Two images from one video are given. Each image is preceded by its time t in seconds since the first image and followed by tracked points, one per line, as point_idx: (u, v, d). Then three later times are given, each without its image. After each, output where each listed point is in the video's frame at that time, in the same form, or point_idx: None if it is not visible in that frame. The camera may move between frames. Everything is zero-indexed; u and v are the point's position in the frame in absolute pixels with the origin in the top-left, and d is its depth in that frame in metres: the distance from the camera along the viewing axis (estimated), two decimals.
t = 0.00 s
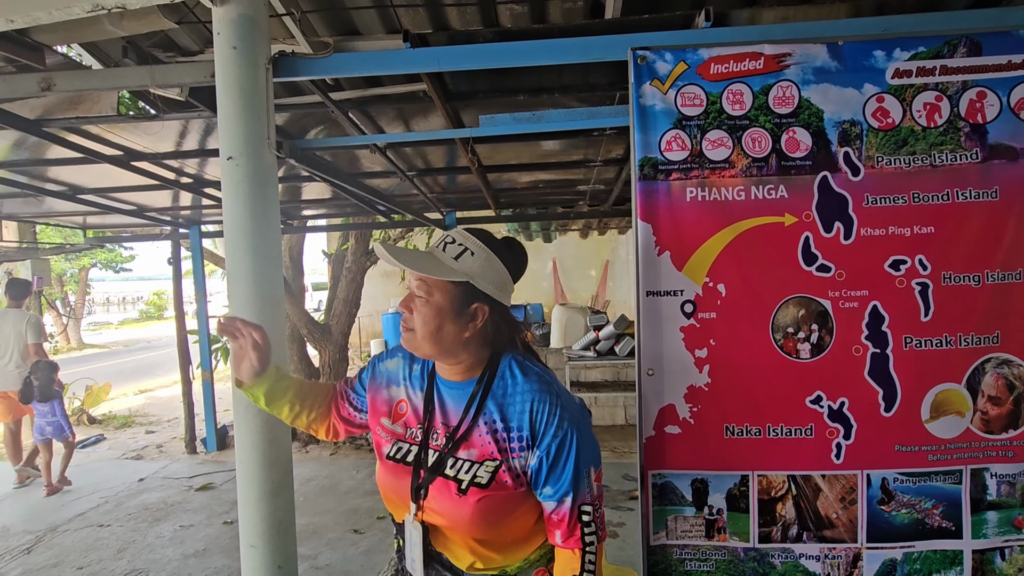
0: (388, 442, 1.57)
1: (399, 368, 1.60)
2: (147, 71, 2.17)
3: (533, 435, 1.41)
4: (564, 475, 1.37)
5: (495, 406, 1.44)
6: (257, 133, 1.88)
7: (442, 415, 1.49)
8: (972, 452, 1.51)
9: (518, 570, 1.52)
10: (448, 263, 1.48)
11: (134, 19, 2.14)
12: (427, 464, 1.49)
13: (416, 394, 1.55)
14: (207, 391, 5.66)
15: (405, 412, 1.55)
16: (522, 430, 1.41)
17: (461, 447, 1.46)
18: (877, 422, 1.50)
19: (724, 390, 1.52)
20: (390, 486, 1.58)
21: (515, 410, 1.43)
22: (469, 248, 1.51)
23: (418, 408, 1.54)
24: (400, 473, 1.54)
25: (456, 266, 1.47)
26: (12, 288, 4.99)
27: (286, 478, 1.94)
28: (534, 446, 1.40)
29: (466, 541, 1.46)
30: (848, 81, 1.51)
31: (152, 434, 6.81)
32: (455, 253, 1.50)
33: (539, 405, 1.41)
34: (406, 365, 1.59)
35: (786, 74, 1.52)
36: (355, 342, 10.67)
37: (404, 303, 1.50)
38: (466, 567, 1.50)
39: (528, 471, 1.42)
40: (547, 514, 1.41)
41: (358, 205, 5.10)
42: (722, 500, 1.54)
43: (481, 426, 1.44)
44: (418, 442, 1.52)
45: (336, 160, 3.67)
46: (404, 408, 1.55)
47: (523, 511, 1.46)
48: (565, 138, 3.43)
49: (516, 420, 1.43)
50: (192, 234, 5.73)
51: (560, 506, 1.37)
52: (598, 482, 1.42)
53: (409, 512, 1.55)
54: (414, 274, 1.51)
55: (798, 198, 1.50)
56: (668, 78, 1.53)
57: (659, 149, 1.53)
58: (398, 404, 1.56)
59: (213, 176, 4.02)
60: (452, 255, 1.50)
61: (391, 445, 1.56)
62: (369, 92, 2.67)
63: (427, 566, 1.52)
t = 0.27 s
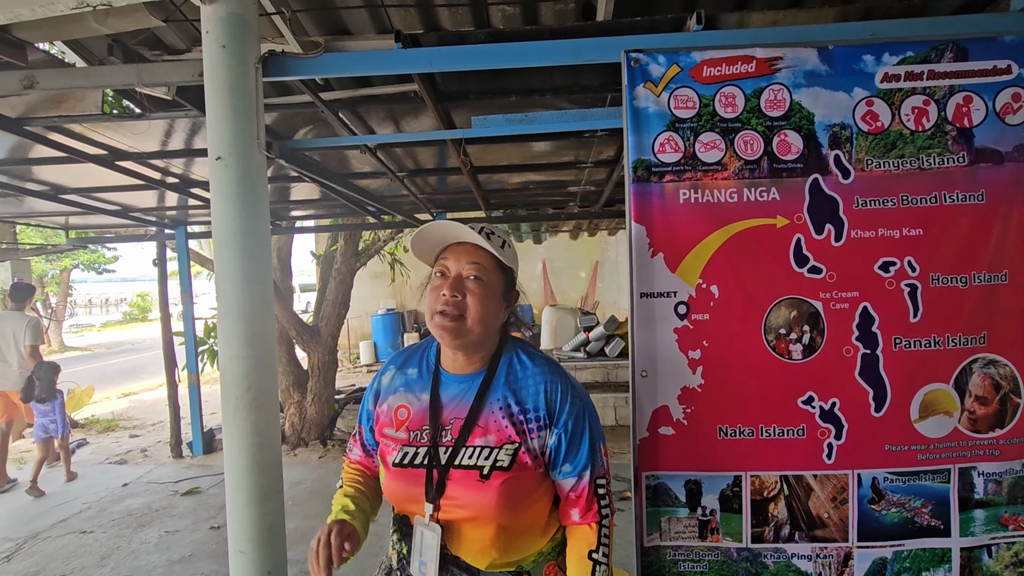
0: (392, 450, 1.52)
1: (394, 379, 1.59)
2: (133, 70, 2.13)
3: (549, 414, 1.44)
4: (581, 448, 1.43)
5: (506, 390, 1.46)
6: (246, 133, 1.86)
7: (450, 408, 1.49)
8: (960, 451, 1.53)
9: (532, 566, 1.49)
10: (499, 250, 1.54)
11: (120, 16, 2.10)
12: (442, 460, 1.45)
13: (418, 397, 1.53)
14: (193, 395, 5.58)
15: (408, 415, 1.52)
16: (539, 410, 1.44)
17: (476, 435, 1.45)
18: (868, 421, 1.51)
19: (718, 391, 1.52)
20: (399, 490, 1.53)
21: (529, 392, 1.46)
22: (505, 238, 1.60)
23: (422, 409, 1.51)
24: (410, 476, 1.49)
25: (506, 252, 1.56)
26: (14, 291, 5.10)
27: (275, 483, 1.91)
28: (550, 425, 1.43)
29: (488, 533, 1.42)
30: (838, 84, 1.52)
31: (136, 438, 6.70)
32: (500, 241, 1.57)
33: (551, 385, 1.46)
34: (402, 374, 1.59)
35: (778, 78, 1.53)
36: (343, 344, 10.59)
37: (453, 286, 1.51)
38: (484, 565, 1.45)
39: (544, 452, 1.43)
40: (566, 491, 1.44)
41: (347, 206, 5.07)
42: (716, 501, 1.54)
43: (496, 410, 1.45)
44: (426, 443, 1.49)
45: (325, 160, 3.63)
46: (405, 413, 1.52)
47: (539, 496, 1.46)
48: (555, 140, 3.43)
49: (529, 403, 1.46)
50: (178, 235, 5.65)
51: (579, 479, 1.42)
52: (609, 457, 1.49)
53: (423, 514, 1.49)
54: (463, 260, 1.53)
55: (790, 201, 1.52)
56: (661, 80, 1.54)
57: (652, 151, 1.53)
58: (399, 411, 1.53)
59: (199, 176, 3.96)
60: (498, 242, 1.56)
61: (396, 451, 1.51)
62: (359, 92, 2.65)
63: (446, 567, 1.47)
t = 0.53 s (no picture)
0: (419, 460, 1.44)
1: (407, 388, 1.49)
2: (117, 67, 2.09)
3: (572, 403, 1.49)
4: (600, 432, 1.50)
5: (529, 384, 1.49)
6: (235, 132, 1.83)
7: (477, 408, 1.47)
8: (946, 450, 1.56)
9: (559, 554, 1.50)
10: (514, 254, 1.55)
11: (104, 12, 2.06)
12: (479, 461, 1.42)
13: (439, 403, 1.47)
14: (176, 398, 5.49)
15: (433, 422, 1.45)
16: (565, 400, 1.48)
17: (509, 431, 1.44)
18: (857, 421, 1.53)
19: (712, 392, 1.53)
20: (433, 500, 1.45)
21: (553, 384, 1.49)
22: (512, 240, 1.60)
23: (447, 413, 1.46)
24: (444, 484, 1.43)
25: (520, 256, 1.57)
26: (22, 292, 5.38)
27: (264, 487, 1.88)
28: (575, 413, 1.48)
29: (532, 523, 1.43)
30: (828, 88, 1.54)
31: (117, 443, 6.57)
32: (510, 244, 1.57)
33: (571, 376, 1.51)
34: (414, 381, 1.50)
35: (769, 81, 1.54)
36: (330, 346, 10.51)
37: (479, 297, 1.48)
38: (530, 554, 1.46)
39: (571, 441, 1.48)
40: (589, 475, 1.50)
41: (335, 207, 5.03)
42: (709, 501, 1.55)
43: (526, 404, 1.45)
44: (458, 447, 1.44)
45: (313, 160, 3.60)
46: (430, 419, 1.45)
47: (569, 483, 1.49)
48: (545, 142, 3.44)
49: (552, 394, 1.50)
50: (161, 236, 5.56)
51: (602, 461, 1.49)
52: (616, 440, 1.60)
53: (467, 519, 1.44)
54: (483, 269, 1.51)
55: (781, 203, 1.53)
56: (654, 83, 1.54)
57: (645, 153, 1.54)
58: (420, 418, 1.46)
59: (184, 176, 3.90)
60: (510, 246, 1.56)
61: (425, 459, 1.43)
62: (348, 92, 2.63)
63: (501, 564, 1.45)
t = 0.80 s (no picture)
0: (435, 463, 1.38)
1: (404, 394, 1.42)
2: (100, 62, 2.03)
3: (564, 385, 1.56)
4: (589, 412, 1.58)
5: (526, 372, 1.53)
6: (223, 129, 1.79)
7: (483, 404, 1.45)
8: (933, 448, 1.59)
9: (565, 539, 1.55)
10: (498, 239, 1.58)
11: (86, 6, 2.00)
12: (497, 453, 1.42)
13: (444, 403, 1.42)
14: (157, 401, 5.38)
15: (441, 423, 1.40)
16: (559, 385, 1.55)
17: (518, 420, 1.45)
18: (848, 421, 1.55)
19: (706, 392, 1.54)
20: (454, 502, 1.39)
21: (545, 372, 1.54)
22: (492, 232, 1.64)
23: (454, 414, 1.42)
24: (466, 483, 1.39)
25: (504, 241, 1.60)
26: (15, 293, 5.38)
27: (252, 492, 1.84)
28: (569, 396, 1.55)
29: (553, 504, 1.47)
30: (818, 92, 1.56)
31: (96, 447, 6.42)
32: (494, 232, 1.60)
33: (557, 364, 1.59)
34: (412, 385, 1.43)
35: (761, 85, 1.56)
36: (315, 347, 10.39)
37: (472, 279, 1.47)
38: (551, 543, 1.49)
39: (570, 422, 1.54)
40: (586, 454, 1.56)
41: (322, 206, 4.98)
42: (703, 501, 1.56)
43: (528, 392, 1.49)
44: (473, 444, 1.41)
45: (299, 158, 3.55)
46: (438, 421, 1.40)
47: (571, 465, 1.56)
48: (535, 142, 3.44)
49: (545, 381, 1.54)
50: (142, 236, 5.45)
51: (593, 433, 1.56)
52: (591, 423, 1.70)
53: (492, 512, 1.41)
54: (471, 253, 1.52)
55: (774, 205, 1.55)
56: (649, 84, 1.55)
57: (640, 155, 1.54)
58: (426, 421, 1.40)
59: (166, 174, 3.83)
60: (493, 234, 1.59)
61: (441, 462, 1.38)
62: (337, 91, 2.60)
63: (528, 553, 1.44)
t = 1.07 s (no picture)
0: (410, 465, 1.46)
1: (367, 400, 1.46)
2: (86, 54, 1.97)
3: (509, 373, 1.72)
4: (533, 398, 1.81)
5: (477, 368, 1.65)
6: (215, 124, 1.75)
7: (446, 401, 1.55)
8: (925, 444, 1.61)
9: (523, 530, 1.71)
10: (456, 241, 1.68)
11: None
12: (468, 447, 1.53)
13: (410, 405, 1.49)
14: (140, 401, 5.28)
15: (411, 425, 1.48)
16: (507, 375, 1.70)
17: (481, 413, 1.58)
18: (843, 418, 1.57)
19: (704, 390, 1.55)
20: (436, 504, 1.48)
21: (494, 365, 1.69)
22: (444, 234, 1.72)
23: (420, 415, 1.49)
24: (443, 480, 1.49)
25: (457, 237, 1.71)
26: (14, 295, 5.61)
27: (244, 493, 1.81)
28: (516, 382, 1.72)
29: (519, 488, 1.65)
30: (814, 93, 1.58)
31: (75, 449, 6.28)
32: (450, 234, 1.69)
33: (502, 357, 1.74)
34: (373, 391, 1.48)
35: (758, 84, 1.57)
36: (301, 347, 10.28)
37: (446, 276, 1.56)
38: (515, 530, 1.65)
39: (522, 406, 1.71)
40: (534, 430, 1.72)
41: (310, 204, 4.92)
42: (700, 499, 1.57)
43: (485, 385, 1.62)
44: (443, 442, 1.50)
45: (287, 155, 3.50)
46: (406, 424, 1.47)
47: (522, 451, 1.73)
48: (527, 141, 3.43)
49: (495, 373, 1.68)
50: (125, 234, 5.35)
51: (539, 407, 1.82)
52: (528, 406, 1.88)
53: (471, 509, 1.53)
54: (440, 251, 1.59)
55: (771, 204, 1.56)
56: (648, 83, 1.55)
57: (640, 154, 1.55)
58: (395, 425, 1.46)
59: (151, 170, 3.75)
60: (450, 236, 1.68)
61: (417, 464, 1.46)
62: (329, 87, 2.57)
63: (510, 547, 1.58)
